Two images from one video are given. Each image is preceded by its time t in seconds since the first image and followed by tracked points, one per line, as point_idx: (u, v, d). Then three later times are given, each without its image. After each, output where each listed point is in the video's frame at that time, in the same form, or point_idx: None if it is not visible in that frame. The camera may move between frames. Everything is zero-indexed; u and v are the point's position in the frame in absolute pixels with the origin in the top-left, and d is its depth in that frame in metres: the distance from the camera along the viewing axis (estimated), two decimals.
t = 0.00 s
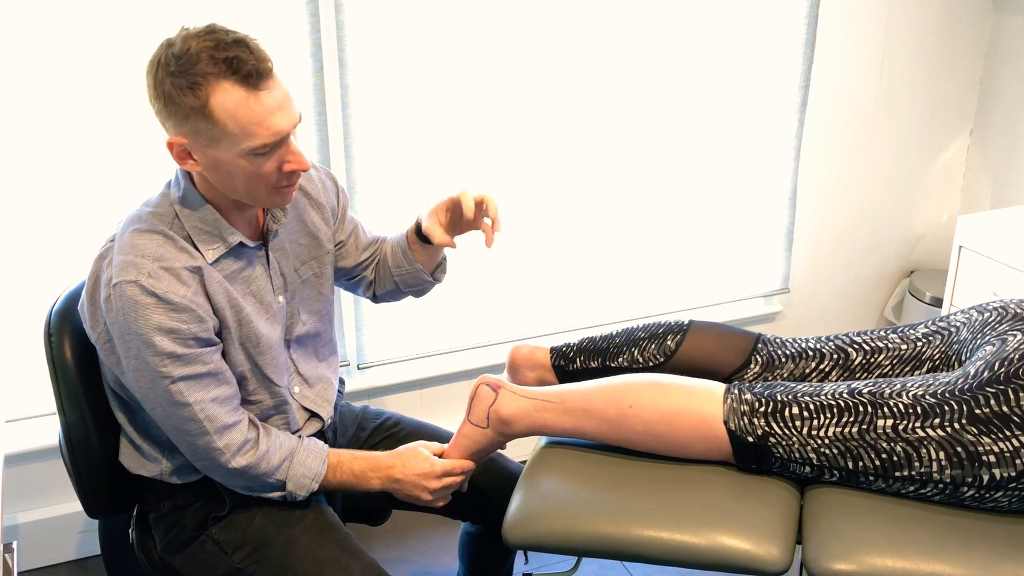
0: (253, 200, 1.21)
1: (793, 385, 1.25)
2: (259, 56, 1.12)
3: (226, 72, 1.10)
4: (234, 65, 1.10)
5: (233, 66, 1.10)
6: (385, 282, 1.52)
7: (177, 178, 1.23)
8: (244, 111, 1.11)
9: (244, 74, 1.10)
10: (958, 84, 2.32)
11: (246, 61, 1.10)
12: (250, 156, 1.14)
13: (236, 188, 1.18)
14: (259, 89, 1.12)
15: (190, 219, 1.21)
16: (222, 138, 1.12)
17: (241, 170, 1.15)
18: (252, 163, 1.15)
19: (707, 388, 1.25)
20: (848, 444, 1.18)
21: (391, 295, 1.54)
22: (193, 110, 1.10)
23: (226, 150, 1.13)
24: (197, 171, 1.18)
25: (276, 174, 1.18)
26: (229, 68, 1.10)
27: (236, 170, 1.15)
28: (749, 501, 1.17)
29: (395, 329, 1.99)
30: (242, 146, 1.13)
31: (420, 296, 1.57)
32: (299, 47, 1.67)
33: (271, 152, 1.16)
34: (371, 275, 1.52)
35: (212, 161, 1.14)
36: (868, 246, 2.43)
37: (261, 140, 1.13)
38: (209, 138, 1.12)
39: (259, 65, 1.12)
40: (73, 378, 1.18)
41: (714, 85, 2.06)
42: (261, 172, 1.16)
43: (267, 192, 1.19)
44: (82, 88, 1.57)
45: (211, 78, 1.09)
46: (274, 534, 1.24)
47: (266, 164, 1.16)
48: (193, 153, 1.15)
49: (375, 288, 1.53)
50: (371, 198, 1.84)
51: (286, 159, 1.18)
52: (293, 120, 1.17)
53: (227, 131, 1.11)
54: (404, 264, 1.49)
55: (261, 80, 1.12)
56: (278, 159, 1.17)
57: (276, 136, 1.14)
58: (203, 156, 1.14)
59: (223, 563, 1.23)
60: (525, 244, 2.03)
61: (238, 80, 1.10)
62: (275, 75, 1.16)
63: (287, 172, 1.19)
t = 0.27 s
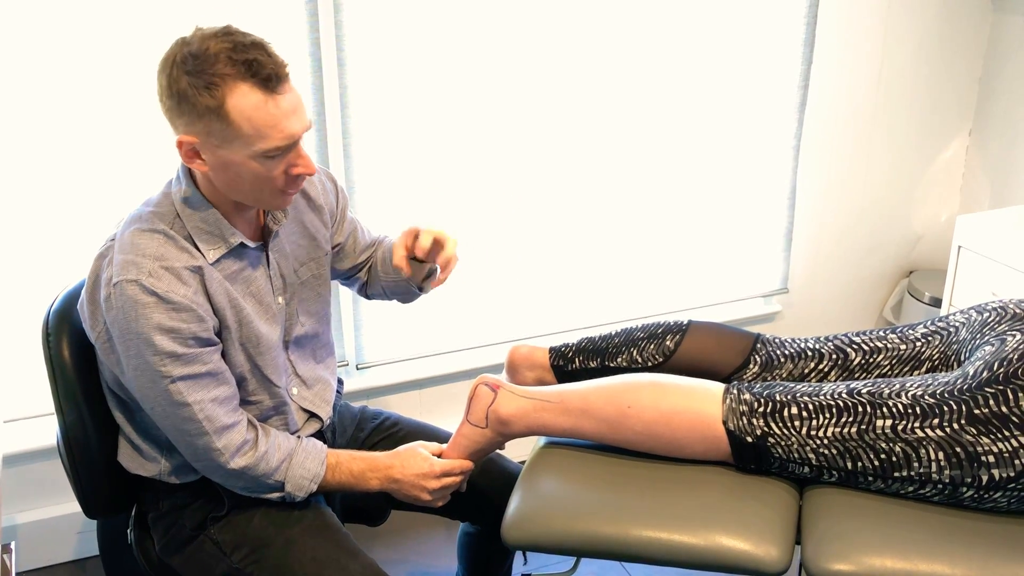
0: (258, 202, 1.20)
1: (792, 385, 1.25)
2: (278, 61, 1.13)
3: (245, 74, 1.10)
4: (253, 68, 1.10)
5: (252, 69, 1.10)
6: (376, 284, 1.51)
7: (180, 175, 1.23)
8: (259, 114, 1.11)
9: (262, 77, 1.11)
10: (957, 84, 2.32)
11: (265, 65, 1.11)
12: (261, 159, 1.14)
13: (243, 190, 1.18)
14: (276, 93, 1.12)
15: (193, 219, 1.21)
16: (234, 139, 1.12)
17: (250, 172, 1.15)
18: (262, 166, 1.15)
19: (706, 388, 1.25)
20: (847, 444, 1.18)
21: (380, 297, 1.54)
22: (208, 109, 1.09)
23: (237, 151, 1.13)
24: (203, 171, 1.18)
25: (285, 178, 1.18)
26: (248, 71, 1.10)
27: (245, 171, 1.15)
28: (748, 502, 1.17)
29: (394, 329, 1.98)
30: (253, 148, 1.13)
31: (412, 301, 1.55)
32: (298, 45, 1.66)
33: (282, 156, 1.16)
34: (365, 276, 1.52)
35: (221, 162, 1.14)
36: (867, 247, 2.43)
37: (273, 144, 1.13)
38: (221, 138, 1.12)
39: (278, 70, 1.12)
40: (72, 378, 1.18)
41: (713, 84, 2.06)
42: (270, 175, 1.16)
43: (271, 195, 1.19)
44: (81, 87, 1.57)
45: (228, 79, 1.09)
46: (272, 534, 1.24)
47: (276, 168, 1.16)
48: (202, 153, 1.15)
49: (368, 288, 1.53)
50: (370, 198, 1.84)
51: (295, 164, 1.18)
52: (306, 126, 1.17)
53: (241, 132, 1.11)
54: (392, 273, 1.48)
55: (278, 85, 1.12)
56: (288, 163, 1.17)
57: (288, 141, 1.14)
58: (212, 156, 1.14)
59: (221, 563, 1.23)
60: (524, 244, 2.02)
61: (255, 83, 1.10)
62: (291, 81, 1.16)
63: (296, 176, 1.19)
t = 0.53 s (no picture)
0: (267, 206, 1.20)
1: (792, 385, 1.25)
2: (300, 67, 1.15)
3: (267, 77, 1.11)
4: (276, 71, 1.12)
5: (275, 72, 1.12)
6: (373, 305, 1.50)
7: (188, 175, 1.24)
8: (279, 116, 1.12)
9: (284, 81, 1.12)
10: (956, 85, 2.33)
11: (287, 69, 1.12)
12: (277, 162, 1.15)
13: (255, 192, 1.18)
14: (297, 98, 1.14)
15: (198, 218, 1.21)
16: (252, 140, 1.12)
17: (264, 174, 1.15)
18: (277, 168, 1.15)
19: (706, 388, 1.26)
20: (847, 443, 1.18)
21: (372, 322, 1.52)
22: (228, 109, 1.10)
23: (254, 153, 1.13)
24: (215, 172, 1.18)
25: (297, 182, 1.18)
26: (271, 74, 1.12)
27: (259, 173, 1.15)
28: (749, 502, 1.17)
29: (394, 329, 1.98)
30: (270, 150, 1.13)
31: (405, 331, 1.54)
32: (298, 45, 1.67)
33: (296, 160, 1.16)
34: (360, 296, 1.51)
35: (236, 162, 1.14)
36: (867, 247, 2.43)
37: (289, 147, 1.14)
38: (239, 139, 1.12)
39: (300, 75, 1.14)
40: (73, 377, 1.18)
41: (713, 85, 2.06)
42: (283, 178, 1.16)
43: (281, 198, 1.19)
44: (82, 87, 1.57)
45: (251, 80, 1.11)
46: (273, 533, 1.24)
47: (290, 171, 1.16)
48: (217, 153, 1.15)
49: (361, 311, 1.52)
50: (370, 198, 1.84)
51: (309, 169, 1.18)
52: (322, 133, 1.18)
53: (259, 134, 1.12)
54: (407, 290, 1.49)
55: (299, 90, 1.14)
56: (301, 168, 1.18)
57: (304, 146, 1.15)
58: (227, 156, 1.14)
59: (222, 562, 1.23)
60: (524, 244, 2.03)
61: (278, 86, 1.12)
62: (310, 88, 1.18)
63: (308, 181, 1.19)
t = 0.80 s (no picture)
0: (259, 196, 1.20)
1: (792, 385, 1.25)
2: (286, 51, 1.15)
3: (253, 61, 1.12)
4: (262, 55, 1.12)
5: (261, 56, 1.12)
6: (370, 306, 1.51)
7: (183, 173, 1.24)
8: (266, 100, 1.12)
9: (270, 64, 1.12)
10: (956, 84, 2.33)
11: (273, 53, 1.12)
12: (266, 147, 1.14)
13: (246, 181, 1.18)
14: (283, 82, 1.13)
15: (194, 215, 1.21)
16: (240, 126, 1.12)
17: (254, 162, 1.15)
18: (267, 155, 1.15)
19: (706, 388, 1.25)
20: (847, 444, 1.18)
21: (365, 322, 1.53)
22: (216, 95, 1.10)
23: (242, 139, 1.13)
24: (207, 163, 1.18)
25: (287, 169, 1.18)
26: (257, 59, 1.12)
27: (248, 160, 1.15)
28: (748, 502, 1.17)
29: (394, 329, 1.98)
30: (259, 136, 1.13)
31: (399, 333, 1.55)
32: (298, 45, 1.66)
33: (286, 146, 1.16)
34: (356, 296, 1.51)
35: (225, 150, 1.14)
36: (867, 247, 2.43)
37: (278, 132, 1.14)
38: (228, 126, 1.12)
39: (286, 59, 1.14)
40: (73, 377, 1.18)
41: (713, 84, 2.06)
42: (273, 166, 1.16)
43: (273, 188, 1.19)
44: (81, 87, 1.57)
45: (237, 65, 1.11)
46: (272, 534, 1.24)
47: (280, 158, 1.16)
48: (207, 143, 1.15)
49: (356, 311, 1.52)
50: (370, 198, 1.84)
51: (299, 155, 1.18)
52: (311, 118, 1.18)
53: (247, 119, 1.12)
54: (406, 296, 1.50)
55: (286, 74, 1.14)
56: (291, 154, 1.17)
57: (292, 131, 1.15)
58: (217, 144, 1.14)
59: (222, 563, 1.23)
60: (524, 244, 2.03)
61: (264, 70, 1.12)
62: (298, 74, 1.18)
63: (298, 169, 1.19)
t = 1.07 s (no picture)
0: (247, 191, 1.20)
1: (793, 385, 1.25)
2: (266, 42, 1.14)
3: (232, 53, 1.11)
4: (240, 47, 1.12)
5: (238, 47, 1.12)
6: (371, 294, 1.52)
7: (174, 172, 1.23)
8: (246, 91, 1.11)
9: (249, 55, 1.12)
10: (957, 85, 2.32)
11: (251, 43, 1.12)
12: (248, 139, 1.14)
13: (231, 176, 1.18)
14: (263, 72, 1.13)
15: (187, 215, 1.21)
16: (221, 119, 1.12)
17: (238, 155, 1.15)
18: (250, 147, 1.15)
19: (707, 389, 1.25)
20: (848, 444, 1.18)
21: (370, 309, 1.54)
22: (196, 88, 1.10)
23: (224, 132, 1.13)
24: (194, 159, 1.18)
25: (272, 162, 1.17)
26: (235, 50, 1.12)
27: (232, 154, 1.15)
28: (749, 502, 1.17)
29: (395, 329, 1.98)
30: (241, 129, 1.13)
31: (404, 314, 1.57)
32: (298, 45, 1.66)
33: (269, 138, 1.16)
34: (357, 287, 1.52)
35: (209, 144, 1.14)
36: (868, 247, 2.43)
37: (260, 124, 1.13)
38: (209, 119, 1.12)
39: (265, 50, 1.13)
40: (73, 378, 1.18)
41: (713, 85, 2.06)
42: (257, 158, 1.16)
43: (259, 181, 1.19)
44: (81, 88, 1.57)
45: (216, 57, 1.11)
46: (273, 534, 1.24)
47: (263, 150, 1.16)
48: (191, 137, 1.15)
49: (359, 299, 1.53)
50: (370, 198, 1.84)
51: (283, 147, 1.18)
52: (293, 109, 1.17)
53: (228, 111, 1.12)
54: (406, 283, 1.51)
55: (265, 64, 1.13)
56: (275, 146, 1.17)
57: (274, 122, 1.15)
58: (200, 138, 1.14)
59: (223, 563, 1.23)
60: (525, 244, 2.03)
61: (242, 61, 1.11)
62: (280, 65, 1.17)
63: (284, 161, 1.18)
